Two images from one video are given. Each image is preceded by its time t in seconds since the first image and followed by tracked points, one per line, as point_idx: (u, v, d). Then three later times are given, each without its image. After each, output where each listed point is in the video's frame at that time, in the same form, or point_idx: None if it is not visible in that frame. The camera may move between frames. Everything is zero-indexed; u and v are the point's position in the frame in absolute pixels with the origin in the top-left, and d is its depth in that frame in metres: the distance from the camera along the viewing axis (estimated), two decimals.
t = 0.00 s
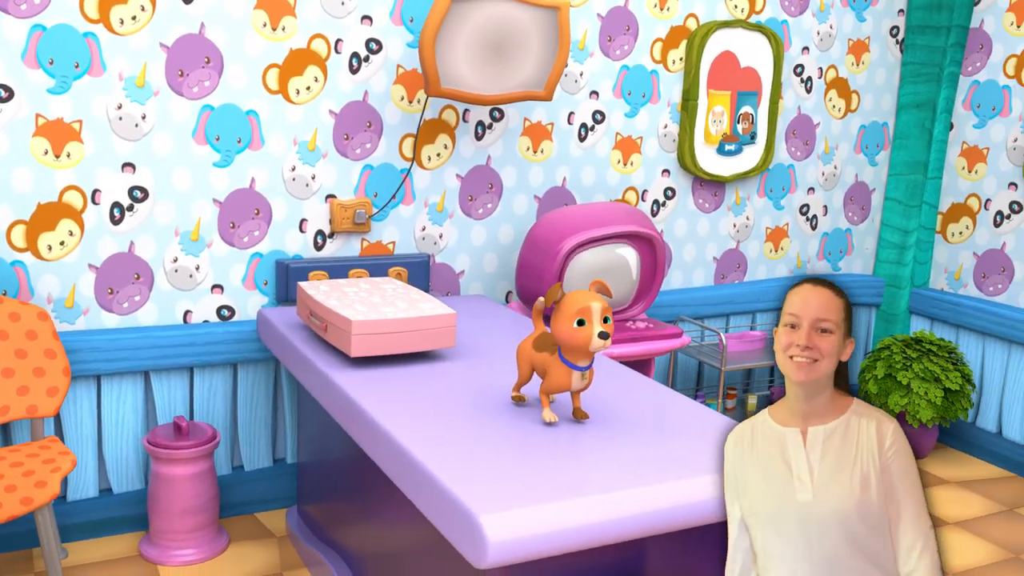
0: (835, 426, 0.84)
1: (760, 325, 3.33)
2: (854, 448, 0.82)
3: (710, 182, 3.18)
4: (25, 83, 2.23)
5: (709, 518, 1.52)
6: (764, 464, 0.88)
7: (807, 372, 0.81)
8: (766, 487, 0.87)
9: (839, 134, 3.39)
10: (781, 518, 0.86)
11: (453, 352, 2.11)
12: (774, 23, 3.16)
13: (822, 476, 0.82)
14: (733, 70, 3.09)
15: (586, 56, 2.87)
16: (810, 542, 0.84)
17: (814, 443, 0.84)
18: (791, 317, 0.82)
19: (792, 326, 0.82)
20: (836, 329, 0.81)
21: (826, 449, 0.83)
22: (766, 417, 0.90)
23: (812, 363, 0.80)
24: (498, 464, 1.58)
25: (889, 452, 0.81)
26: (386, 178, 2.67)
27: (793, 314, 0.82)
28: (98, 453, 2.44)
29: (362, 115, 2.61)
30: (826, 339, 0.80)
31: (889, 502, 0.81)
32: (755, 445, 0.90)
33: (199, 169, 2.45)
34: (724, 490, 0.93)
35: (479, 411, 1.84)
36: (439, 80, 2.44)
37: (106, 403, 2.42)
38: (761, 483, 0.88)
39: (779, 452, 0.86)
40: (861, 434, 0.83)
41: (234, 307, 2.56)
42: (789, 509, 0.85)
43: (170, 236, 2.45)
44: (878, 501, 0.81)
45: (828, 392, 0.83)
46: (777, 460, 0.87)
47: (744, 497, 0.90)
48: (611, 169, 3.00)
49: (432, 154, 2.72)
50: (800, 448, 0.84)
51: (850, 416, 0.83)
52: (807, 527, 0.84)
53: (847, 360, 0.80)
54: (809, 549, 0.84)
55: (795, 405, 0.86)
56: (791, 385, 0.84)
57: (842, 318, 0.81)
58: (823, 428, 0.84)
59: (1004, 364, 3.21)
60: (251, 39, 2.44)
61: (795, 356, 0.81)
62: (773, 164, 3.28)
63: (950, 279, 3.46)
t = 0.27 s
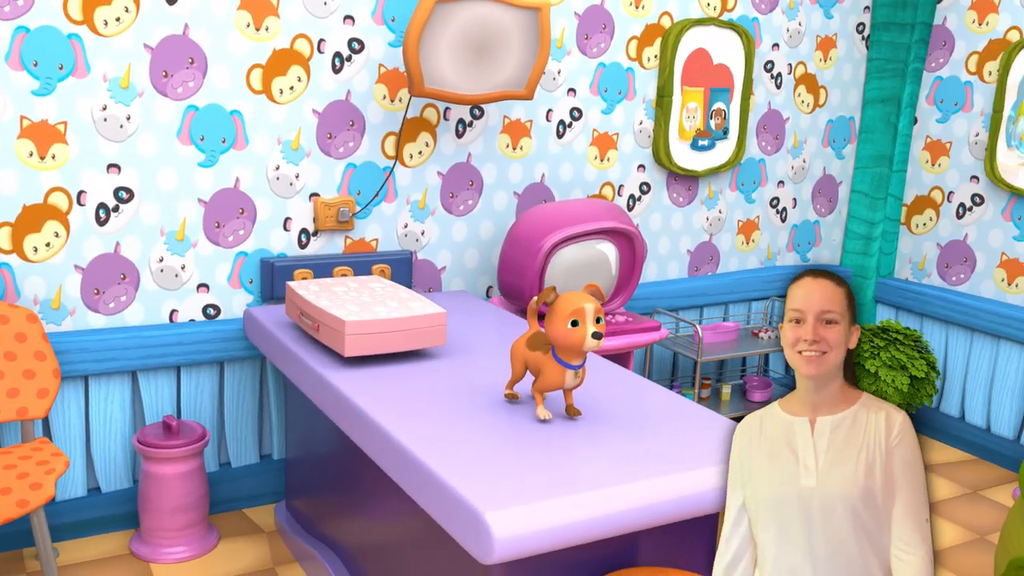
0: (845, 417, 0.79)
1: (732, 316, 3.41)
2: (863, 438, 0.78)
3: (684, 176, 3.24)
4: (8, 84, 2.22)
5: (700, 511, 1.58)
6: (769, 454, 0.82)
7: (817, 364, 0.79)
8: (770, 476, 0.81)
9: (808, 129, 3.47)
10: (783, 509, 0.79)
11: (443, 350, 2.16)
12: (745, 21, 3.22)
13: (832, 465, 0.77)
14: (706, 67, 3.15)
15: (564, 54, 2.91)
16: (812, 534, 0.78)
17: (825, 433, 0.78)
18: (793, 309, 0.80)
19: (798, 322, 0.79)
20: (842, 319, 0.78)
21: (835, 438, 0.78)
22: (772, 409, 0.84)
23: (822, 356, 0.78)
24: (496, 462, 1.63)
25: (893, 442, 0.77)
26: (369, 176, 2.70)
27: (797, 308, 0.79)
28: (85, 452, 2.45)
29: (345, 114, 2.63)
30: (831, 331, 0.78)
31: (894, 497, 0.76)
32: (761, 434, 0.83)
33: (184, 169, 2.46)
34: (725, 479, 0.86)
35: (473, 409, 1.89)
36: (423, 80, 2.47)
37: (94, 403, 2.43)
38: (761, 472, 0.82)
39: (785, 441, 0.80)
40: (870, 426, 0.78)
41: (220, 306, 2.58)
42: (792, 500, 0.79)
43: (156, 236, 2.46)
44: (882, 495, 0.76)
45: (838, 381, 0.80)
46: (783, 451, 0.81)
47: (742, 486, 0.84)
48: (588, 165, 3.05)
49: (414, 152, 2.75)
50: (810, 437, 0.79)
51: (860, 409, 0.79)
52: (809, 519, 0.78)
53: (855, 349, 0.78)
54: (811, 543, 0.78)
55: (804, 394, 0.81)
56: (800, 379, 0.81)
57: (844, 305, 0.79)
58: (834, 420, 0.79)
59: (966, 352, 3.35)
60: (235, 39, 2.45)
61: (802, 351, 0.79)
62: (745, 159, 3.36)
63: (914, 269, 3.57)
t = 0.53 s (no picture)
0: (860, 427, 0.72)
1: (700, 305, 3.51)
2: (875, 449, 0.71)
3: (653, 171, 3.32)
4: None
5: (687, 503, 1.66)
6: (779, 457, 0.75)
7: (831, 372, 0.70)
8: (779, 480, 0.74)
9: (771, 122, 3.57)
10: (790, 515, 0.73)
11: (429, 348, 2.21)
12: (711, 18, 3.30)
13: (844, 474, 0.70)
14: (674, 64, 3.22)
15: (537, 52, 2.97)
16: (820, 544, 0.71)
17: (838, 439, 0.71)
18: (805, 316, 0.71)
19: (809, 332, 0.70)
20: (855, 326, 0.69)
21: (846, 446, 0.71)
22: (786, 409, 0.76)
23: (836, 364, 0.70)
24: (492, 460, 1.70)
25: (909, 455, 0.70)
26: (348, 174, 2.74)
27: (809, 318, 0.70)
28: (71, 452, 2.47)
29: (324, 114, 2.66)
30: (846, 339, 0.69)
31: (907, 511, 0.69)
32: (774, 437, 0.77)
33: (165, 171, 2.48)
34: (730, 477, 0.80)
35: (463, 407, 1.95)
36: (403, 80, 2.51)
37: (79, 404, 2.45)
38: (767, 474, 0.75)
39: (798, 445, 0.74)
40: (885, 437, 0.71)
41: (202, 305, 2.61)
42: (801, 505, 0.72)
43: (138, 238, 2.48)
44: (895, 508, 0.69)
45: (853, 390, 0.72)
46: (796, 455, 0.74)
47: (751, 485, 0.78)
48: (561, 161, 3.11)
49: (392, 150, 2.79)
50: (822, 440, 0.72)
51: (875, 419, 0.72)
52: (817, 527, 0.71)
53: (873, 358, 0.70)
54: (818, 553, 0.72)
55: (818, 399, 0.73)
56: (815, 387, 0.72)
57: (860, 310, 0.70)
58: (849, 427, 0.71)
59: (923, 338, 3.49)
60: (215, 41, 2.47)
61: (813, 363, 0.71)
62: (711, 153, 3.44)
63: (873, 258, 3.69)
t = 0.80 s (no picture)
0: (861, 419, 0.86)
1: (672, 297, 3.58)
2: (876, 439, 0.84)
3: (626, 166, 3.38)
4: None
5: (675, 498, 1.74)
6: (785, 446, 0.89)
7: (835, 366, 0.85)
8: (784, 468, 0.88)
9: (740, 117, 3.65)
10: (794, 500, 0.86)
11: (417, 347, 2.26)
12: (681, 16, 3.36)
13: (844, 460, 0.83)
14: (646, 62, 3.29)
15: (513, 51, 3.01)
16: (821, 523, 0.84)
17: (837, 430, 0.85)
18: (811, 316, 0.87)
19: (815, 326, 0.85)
20: (859, 322, 0.85)
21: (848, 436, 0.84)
22: (788, 403, 0.91)
23: (840, 358, 0.85)
24: (487, 460, 1.76)
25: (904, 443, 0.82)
26: (329, 173, 2.77)
27: (815, 313, 0.86)
28: (58, 453, 2.49)
29: (305, 114, 2.69)
30: (850, 333, 0.84)
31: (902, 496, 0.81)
32: (775, 428, 0.92)
33: (148, 173, 2.49)
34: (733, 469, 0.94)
35: (454, 405, 2.00)
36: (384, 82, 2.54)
37: (65, 406, 2.46)
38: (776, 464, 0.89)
39: (802, 436, 0.88)
40: (884, 428, 0.85)
41: (186, 306, 2.63)
42: (803, 491, 0.86)
43: (122, 240, 2.49)
44: (896, 496, 0.81)
45: (854, 385, 0.87)
46: (797, 446, 0.88)
47: (760, 475, 0.91)
48: (537, 158, 3.17)
49: (371, 150, 2.82)
50: (823, 432, 0.86)
51: (874, 412, 0.86)
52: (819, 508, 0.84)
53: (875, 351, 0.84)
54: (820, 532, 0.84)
55: (823, 393, 0.88)
56: (821, 380, 0.88)
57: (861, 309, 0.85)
58: (849, 419, 0.86)
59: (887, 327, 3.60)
60: (196, 44, 2.48)
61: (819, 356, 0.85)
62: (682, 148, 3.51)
63: (839, 249, 3.79)
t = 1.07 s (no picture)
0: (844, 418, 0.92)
1: (644, 290, 3.66)
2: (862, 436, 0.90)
3: (599, 163, 3.44)
4: None
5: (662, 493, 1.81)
6: (774, 452, 0.95)
7: (822, 365, 0.92)
8: (774, 472, 0.94)
9: (709, 113, 3.72)
10: (788, 505, 0.91)
11: (403, 348, 2.30)
12: (652, 14, 3.42)
13: (833, 463, 0.89)
14: (618, 60, 3.35)
15: (489, 51, 3.05)
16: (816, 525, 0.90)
17: (824, 433, 0.91)
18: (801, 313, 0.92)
19: (808, 324, 0.91)
20: (848, 324, 0.91)
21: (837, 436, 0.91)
22: (777, 410, 0.97)
23: (827, 359, 0.91)
24: (480, 460, 1.81)
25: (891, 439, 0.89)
26: (309, 174, 2.80)
27: (807, 312, 0.92)
28: (45, 456, 2.50)
29: (285, 116, 2.71)
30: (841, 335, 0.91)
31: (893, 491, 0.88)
32: (764, 436, 0.97)
33: (131, 176, 2.51)
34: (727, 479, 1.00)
35: (443, 405, 2.05)
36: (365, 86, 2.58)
37: (51, 410, 2.48)
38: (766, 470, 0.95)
39: (789, 443, 0.93)
40: (869, 427, 0.91)
41: (170, 308, 2.65)
42: (795, 495, 0.91)
43: (105, 243, 2.51)
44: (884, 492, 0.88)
45: (839, 385, 0.94)
46: (785, 453, 0.93)
47: (750, 483, 0.97)
48: (512, 156, 3.22)
49: (351, 150, 2.86)
50: (810, 436, 0.92)
51: (859, 410, 0.92)
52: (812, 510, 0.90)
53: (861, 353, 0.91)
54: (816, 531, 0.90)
55: (807, 394, 0.95)
56: (806, 380, 0.94)
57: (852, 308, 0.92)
58: (834, 420, 0.92)
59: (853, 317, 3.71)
60: (177, 47, 2.50)
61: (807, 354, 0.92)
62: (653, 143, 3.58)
63: (805, 241, 3.89)
